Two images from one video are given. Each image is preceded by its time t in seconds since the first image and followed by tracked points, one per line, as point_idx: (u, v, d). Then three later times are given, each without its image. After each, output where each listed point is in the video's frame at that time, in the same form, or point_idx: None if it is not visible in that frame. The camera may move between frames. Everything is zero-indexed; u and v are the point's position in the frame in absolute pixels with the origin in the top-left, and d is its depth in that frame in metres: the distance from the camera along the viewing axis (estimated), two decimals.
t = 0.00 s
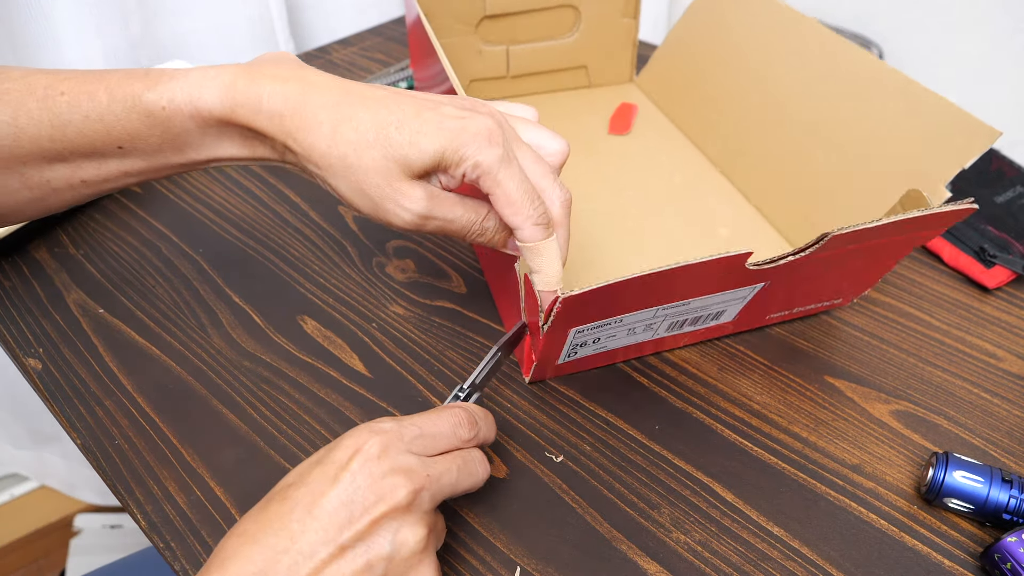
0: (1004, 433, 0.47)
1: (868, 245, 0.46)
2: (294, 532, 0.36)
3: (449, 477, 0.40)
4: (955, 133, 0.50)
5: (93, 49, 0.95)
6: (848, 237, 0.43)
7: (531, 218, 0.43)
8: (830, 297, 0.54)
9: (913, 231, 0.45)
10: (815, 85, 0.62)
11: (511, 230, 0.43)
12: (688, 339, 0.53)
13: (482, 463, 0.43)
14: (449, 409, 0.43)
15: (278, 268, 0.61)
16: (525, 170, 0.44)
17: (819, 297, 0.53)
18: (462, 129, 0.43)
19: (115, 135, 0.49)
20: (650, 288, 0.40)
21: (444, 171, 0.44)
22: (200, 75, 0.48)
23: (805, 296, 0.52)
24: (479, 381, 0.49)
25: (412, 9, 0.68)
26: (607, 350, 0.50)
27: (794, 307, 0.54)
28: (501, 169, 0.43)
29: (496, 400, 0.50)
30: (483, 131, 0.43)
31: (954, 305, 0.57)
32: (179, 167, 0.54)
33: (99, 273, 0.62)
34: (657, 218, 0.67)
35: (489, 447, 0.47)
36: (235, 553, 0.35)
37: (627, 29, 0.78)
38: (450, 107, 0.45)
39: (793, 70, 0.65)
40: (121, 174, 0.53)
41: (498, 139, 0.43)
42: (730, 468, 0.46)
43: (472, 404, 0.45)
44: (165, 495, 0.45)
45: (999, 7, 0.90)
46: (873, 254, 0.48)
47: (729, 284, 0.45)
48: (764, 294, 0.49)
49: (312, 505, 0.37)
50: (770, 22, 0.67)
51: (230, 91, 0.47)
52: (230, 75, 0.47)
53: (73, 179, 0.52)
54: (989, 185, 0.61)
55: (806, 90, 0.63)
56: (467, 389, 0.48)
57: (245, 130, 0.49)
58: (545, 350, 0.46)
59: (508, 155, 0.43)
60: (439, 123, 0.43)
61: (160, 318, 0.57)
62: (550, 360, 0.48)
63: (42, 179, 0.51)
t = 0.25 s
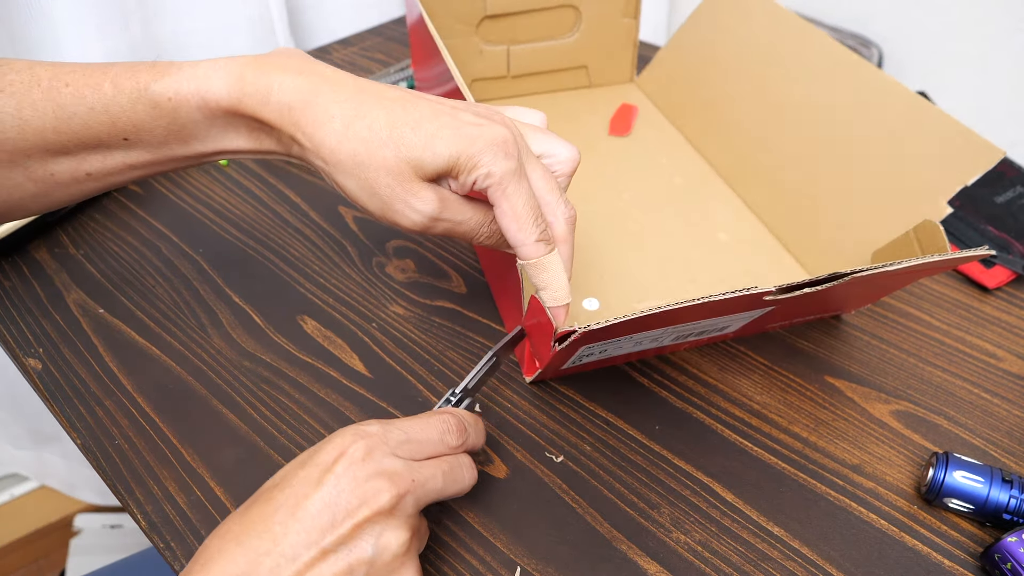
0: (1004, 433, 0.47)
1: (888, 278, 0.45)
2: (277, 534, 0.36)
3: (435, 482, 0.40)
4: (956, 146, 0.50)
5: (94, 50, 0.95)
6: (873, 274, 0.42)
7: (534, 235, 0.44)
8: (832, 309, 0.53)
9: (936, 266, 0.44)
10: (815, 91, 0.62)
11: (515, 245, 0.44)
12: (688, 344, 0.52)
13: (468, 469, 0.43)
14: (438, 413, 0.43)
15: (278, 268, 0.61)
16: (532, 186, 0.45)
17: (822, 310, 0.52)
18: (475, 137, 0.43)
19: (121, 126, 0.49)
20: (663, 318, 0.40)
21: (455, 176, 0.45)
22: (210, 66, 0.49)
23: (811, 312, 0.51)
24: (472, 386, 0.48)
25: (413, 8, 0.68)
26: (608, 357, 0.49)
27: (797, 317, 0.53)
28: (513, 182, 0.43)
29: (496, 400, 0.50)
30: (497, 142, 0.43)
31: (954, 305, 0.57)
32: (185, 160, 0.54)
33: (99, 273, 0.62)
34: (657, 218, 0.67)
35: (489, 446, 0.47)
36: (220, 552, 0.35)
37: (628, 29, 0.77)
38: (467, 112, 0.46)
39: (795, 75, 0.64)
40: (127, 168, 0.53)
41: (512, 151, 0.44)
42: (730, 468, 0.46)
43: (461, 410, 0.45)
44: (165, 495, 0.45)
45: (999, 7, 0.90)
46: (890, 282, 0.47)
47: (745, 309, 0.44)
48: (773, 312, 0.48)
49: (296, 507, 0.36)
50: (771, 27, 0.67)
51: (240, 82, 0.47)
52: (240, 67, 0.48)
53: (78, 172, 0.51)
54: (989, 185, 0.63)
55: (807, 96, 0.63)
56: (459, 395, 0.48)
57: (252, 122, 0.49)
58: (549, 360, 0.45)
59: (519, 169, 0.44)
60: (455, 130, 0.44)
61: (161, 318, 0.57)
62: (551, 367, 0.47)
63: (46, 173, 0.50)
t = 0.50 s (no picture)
0: (1004, 433, 0.47)
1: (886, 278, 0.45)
2: (297, 471, 0.36)
3: (451, 433, 0.41)
4: (951, 151, 0.51)
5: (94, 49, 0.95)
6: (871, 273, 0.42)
7: (531, 235, 0.44)
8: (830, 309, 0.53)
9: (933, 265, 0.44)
10: (813, 95, 0.63)
11: (513, 245, 0.44)
12: (687, 344, 0.52)
13: (482, 426, 0.43)
14: (456, 372, 0.44)
15: (278, 268, 0.61)
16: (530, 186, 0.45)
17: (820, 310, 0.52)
18: (473, 136, 0.43)
19: (117, 122, 0.49)
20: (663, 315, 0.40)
21: (453, 175, 0.45)
22: (205, 63, 0.48)
23: (809, 312, 0.51)
24: (491, 351, 0.50)
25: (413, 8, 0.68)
26: (607, 357, 0.49)
27: (795, 317, 0.53)
28: (511, 181, 0.43)
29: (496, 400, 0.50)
30: (495, 141, 0.43)
31: (954, 305, 0.57)
32: (181, 156, 0.54)
33: (99, 273, 0.62)
34: (657, 218, 0.67)
35: (489, 447, 0.47)
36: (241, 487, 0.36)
37: (628, 29, 0.77)
38: (465, 112, 0.46)
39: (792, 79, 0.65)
40: (123, 164, 0.53)
41: (509, 151, 0.44)
42: (730, 468, 0.46)
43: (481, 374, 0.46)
44: (165, 496, 0.45)
45: (1000, 7, 0.90)
46: (887, 281, 0.47)
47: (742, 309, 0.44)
48: (771, 312, 0.48)
49: (317, 449, 0.37)
50: (771, 26, 0.67)
51: (236, 78, 0.47)
52: (238, 63, 0.48)
53: (73, 168, 0.52)
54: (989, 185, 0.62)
55: (806, 97, 0.63)
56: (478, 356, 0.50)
57: (249, 118, 0.49)
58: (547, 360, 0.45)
59: (517, 168, 0.44)
60: (453, 129, 0.44)
61: (160, 318, 0.57)
62: (550, 367, 0.47)
63: (42, 169, 0.50)
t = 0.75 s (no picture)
0: (1004, 433, 0.47)
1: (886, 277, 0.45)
2: (324, 437, 0.38)
3: (471, 408, 0.43)
4: (951, 151, 0.51)
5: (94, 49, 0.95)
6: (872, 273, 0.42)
7: (533, 235, 0.44)
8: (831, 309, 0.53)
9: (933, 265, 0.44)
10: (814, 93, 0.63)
11: (514, 244, 0.44)
12: (688, 344, 0.52)
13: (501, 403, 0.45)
14: (476, 350, 0.46)
15: (278, 268, 0.61)
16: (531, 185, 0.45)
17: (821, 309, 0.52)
18: (474, 136, 0.43)
19: (119, 122, 0.49)
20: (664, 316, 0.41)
21: (454, 175, 0.45)
22: (206, 63, 0.48)
23: (809, 312, 0.51)
24: (508, 335, 0.51)
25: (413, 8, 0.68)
26: (608, 357, 0.49)
27: (795, 317, 0.53)
28: (512, 181, 0.43)
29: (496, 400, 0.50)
30: (496, 141, 0.43)
31: (954, 305, 0.57)
32: (182, 157, 0.54)
33: (99, 273, 0.62)
34: (657, 218, 0.67)
35: (489, 446, 0.47)
36: (269, 452, 0.38)
37: (628, 29, 0.77)
38: (466, 112, 0.46)
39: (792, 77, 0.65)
40: (124, 164, 0.53)
41: (510, 150, 0.44)
42: (730, 468, 0.46)
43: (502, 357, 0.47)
44: (165, 496, 0.45)
45: (1000, 7, 0.90)
46: (887, 281, 0.47)
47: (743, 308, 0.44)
48: (771, 312, 0.48)
49: (344, 415, 0.39)
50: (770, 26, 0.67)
51: (237, 78, 0.47)
52: (239, 63, 0.48)
53: (75, 169, 0.51)
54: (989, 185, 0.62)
55: (806, 96, 0.63)
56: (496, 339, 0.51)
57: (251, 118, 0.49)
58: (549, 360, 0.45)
59: (518, 168, 0.44)
60: (456, 128, 0.44)
61: (161, 318, 0.57)
62: (552, 367, 0.47)
63: (43, 169, 0.50)
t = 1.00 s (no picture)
0: (1004, 433, 0.47)
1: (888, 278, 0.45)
2: (327, 432, 0.38)
3: (474, 409, 0.43)
4: (950, 147, 0.51)
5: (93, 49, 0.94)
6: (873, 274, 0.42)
7: (535, 236, 0.44)
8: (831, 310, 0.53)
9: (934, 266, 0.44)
10: (814, 91, 0.63)
11: (517, 245, 0.44)
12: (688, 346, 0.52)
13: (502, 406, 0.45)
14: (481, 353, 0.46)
15: (278, 267, 0.62)
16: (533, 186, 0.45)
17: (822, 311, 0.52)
18: (476, 138, 0.43)
19: (119, 124, 0.49)
20: (667, 313, 0.40)
21: (456, 176, 0.45)
22: (207, 63, 0.48)
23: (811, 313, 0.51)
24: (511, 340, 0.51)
25: (413, 8, 0.68)
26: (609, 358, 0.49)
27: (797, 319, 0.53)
28: (514, 182, 0.43)
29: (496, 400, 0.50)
30: (498, 142, 0.44)
31: (955, 305, 0.57)
32: (182, 158, 0.54)
33: (99, 273, 0.62)
34: (657, 218, 0.67)
35: (489, 446, 0.47)
36: (260, 460, 0.37)
37: (628, 29, 0.78)
38: (468, 113, 0.46)
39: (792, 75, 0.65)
40: (124, 165, 0.53)
41: (512, 151, 0.44)
42: (729, 468, 0.46)
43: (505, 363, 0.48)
44: (165, 496, 0.45)
45: (1000, 7, 0.90)
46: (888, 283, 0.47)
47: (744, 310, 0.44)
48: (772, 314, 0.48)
49: (348, 410, 0.39)
50: (766, 26, 0.68)
51: (237, 80, 0.47)
52: (239, 63, 0.48)
53: (75, 170, 0.51)
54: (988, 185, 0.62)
55: (806, 94, 0.64)
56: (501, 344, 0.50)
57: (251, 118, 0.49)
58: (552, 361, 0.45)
59: (521, 169, 0.44)
60: (457, 130, 0.44)
61: (160, 318, 0.57)
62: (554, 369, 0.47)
63: (43, 170, 0.50)
